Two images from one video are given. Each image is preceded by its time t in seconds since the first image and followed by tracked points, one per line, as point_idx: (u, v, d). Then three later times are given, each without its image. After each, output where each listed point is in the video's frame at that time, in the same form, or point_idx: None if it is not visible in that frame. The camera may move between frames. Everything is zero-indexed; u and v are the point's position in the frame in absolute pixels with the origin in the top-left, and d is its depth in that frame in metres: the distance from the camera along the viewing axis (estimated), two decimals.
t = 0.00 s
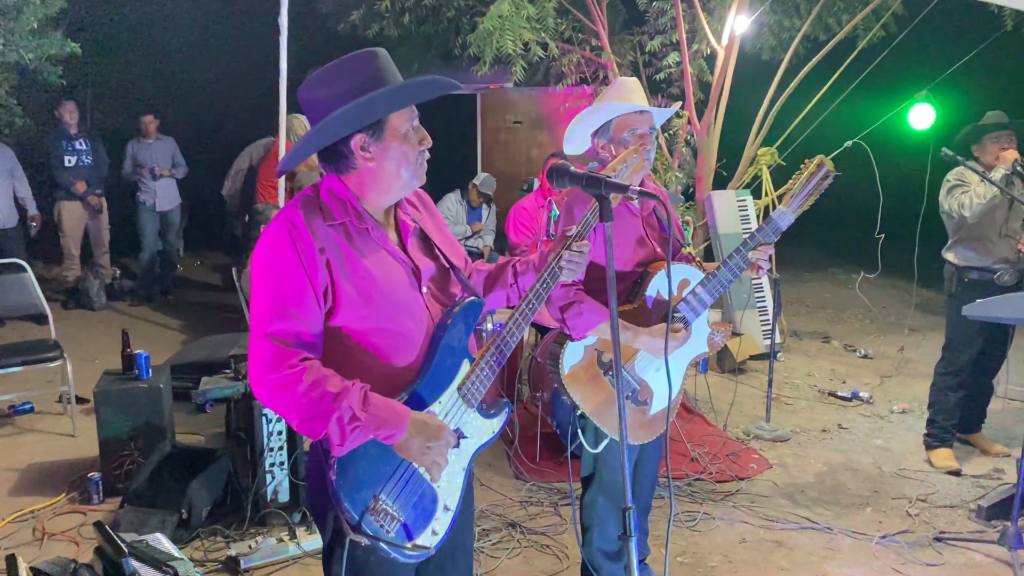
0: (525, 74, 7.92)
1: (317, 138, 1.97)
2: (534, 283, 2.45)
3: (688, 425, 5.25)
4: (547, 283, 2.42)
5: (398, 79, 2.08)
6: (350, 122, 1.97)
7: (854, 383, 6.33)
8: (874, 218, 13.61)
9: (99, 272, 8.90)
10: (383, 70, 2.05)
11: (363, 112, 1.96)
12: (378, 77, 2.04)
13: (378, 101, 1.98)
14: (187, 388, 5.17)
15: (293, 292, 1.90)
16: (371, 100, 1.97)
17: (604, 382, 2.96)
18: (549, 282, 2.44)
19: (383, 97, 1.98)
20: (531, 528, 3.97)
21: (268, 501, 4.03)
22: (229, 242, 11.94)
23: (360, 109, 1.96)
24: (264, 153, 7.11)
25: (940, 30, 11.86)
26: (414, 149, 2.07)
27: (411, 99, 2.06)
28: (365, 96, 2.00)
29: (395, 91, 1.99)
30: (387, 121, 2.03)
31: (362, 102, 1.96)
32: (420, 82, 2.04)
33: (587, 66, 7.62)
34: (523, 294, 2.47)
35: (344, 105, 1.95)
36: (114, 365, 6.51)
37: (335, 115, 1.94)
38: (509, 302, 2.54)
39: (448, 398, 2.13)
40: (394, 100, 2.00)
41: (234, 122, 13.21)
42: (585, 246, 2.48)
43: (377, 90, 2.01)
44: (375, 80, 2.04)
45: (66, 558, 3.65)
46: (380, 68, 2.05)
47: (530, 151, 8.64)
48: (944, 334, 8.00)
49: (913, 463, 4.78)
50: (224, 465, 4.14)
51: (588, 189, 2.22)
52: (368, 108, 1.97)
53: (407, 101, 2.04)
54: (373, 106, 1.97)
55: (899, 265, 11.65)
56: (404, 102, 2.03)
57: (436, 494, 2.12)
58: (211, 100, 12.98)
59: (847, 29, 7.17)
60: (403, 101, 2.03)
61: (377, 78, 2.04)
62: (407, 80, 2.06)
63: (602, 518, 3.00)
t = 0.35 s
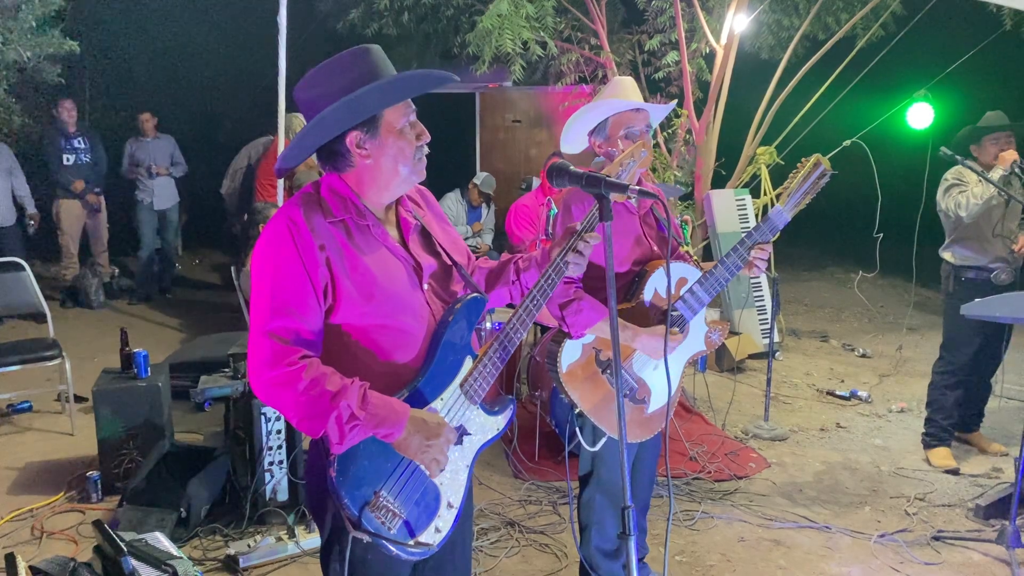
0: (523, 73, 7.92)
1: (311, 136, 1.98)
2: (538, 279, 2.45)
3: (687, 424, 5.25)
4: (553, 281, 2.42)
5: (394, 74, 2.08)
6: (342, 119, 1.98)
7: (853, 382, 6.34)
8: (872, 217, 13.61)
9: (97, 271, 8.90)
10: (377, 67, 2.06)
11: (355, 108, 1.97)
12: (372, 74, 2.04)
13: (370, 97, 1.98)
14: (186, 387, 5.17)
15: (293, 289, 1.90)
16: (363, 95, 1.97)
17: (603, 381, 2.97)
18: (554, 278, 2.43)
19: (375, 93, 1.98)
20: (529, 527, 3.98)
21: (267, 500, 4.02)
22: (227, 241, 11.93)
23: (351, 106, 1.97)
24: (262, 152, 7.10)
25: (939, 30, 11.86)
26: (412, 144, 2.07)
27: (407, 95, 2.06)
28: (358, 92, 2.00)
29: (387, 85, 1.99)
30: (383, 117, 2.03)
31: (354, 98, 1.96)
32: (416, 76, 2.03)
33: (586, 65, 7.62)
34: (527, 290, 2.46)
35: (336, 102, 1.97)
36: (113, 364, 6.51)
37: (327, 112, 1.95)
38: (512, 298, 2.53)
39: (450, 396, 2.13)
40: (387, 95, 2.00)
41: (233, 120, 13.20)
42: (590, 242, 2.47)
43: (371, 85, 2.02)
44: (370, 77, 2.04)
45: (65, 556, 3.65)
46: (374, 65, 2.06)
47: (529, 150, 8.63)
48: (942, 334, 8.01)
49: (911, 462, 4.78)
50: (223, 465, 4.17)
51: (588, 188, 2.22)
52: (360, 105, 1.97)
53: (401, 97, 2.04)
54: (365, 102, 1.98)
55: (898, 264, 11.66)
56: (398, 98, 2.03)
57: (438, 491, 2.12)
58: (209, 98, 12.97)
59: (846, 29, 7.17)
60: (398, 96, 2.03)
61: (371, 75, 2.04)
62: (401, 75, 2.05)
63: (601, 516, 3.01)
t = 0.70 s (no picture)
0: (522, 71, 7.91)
1: (309, 134, 1.99)
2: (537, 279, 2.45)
3: (686, 423, 5.25)
4: (554, 280, 2.41)
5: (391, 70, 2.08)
6: (339, 116, 1.98)
7: (852, 381, 6.35)
8: (871, 216, 13.62)
9: (96, 269, 8.88)
10: (374, 64, 2.06)
11: (351, 104, 1.97)
12: (369, 70, 2.04)
13: (367, 93, 1.97)
14: (185, 386, 5.16)
15: (292, 289, 1.91)
16: (358, 91, 1.97)
17: (601, 379, 2.97)
18: (555, 277, 2.43)
19: (371, 88, 1.98)
20: (528, 525, 3.98)
21: (267, 499, 4.02)
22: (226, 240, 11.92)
23: (348, 103, 1.97)
24: (261, 151, 7.10)
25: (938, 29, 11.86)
26: (409, 142, 2.07)
27: (403, 91, 2.06)
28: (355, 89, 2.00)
29: (382, 81, 1.99)
30: (380, 114, 2.03)
31: (350, 94, 1.96)
32: (412, 71, 2.02)
33: (585, 64, 7.61)
34: (525, 290, 2.46)
35: (333, 100, 1.97)
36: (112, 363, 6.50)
37: (324, 110, 1.96)
38: (512, 300, 2.54)
39: (451, 394, 2.13)
40: (384, 91, 2.00)
41: (231, 119, 13.18)
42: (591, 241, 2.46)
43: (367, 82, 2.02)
44: (367, 73, 2.04)
45: (64, 555, 3.64)
46: (371, 62, 2.06)
47: (528, 149, 8.62)
48: (941, 333, 8.02)
49: (910, 460, 4.79)
50: (221, 464, 4.12)
51: (587, 187, 2.22)
52: (356, 101, 1.97)
53: (398, 93, 2.04)
54: (362, 99, 1.98)
55: (896, 263, 11.66)
56: (394, 95, 2.03)
57: (439, 490, 2.12)
58: (208, 97, 12.95)
59: (845, 28, 7.17)
60: (394, 93, 2.03)
61: (368, 71, 2.04)
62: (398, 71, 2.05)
63: (600, 515, 3.02)
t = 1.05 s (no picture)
0: (521, 70, 7.91)
1: (302, 132, 2.01)
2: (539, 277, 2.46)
3: (684, 422, 5.25)
4: (554, 278, 2.40)
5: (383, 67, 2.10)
6: (331, 114, 2.01)
7: (850, 380, 6.35)
8: (870, 216, 13.62)
9: (95, 269, 8.87)
10: (367, 61, 2.07)
11: (342, 101, 1.99)
12: (361, 68, 2.05)
13: (356, 91, 2.00)
14: (183, 385, 5.16)
15: (290, 286, 1.92)
16: (349, 88, 1.99)
17: (600, 378, 2.97)
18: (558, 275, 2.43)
19: (361, 86, 2.00)
20: (527, 524, 3.98)
21: (265, 498, 4.03)
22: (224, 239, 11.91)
23: (339, 101, 2.00)
24: (260, 150, 7.09)
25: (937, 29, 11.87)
26: (404, 139, 2.07)
27: (395, 88, 2.07)
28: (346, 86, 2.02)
29: (372, 78, 2.01)
30: (373, 112, 2.05)
31: (341, 92, 1.98)
32: (403, 68, 2.04)
33: (584, 63, 7.61)
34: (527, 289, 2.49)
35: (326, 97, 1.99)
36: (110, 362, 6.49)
37: (316, 107, 1.97)
38: (514, 299, 2.55)
39: (453, 390, 2.14)
40: (375, 88, 2.03)
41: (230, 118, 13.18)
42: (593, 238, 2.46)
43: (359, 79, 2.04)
44: (360, 71, 2.06)
45: (62, 555, 3.64)
46: (364, 59, 2.07)
47: (526, 148, 8.60)
48: (940, 331, 8.02)
49: (908, 459, 4.79)
50: (220, 462, 4.11)
51: (586, 186, 2.22)
52: (349, 98, 2.00)
53: (389, 90, 2.06)
54: (353, 96, 2.00)
55: (895, 262, 11.66)
56: (386, 92, 2.05)
57: (442, 486, 2.12)
58: (207, 96, 12.94)
59: (843, 27, 7.17)
60: (386, 90, 2.05)
61: (361, 69, 2.06)
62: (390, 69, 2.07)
63: (599, 514, 3.02)
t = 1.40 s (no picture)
0: (519, 68, 7.90)
1: (305, 127, 2.02)
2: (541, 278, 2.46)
3: (682, 421, 5.25)
4: (556, 279, 2.42)
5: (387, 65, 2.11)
6: (333, 111, 2.02)
7: (848, 378, 6.35)
8: (868, 215, 13.62)
9: (93, 268, 8.87)
10: (371, 59, 2.07)
11: (344, 96, 2.00)
12: (364, 65, 2.06)
13: (358, 89, 2.01)
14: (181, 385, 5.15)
15: (291, 282, 1.92)
16: (351, 84, 2.01)
17: (596, 378, 2.97)
18: (558, 277, 2.43)
19: (362, 83, 2.01)
20: (525, 524, 3.97)
21: (263, 497, 4.02)
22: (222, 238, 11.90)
23: (340, 98, 2.01)
24: (257, 149, 7.08)
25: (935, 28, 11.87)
26: (406, 138, 2.08)
27: (398, 86, 2.08)
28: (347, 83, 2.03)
29: (374, 74, 2.02)
30: (375, 109, 2.06)
31: (344, 88, 2.00)
32: (406, 66, 2.05)
33: (582, 62, 7.61)
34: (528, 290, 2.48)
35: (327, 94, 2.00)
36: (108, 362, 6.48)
37: (316, 103, 1.99)
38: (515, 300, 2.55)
39: (451, 390, 2.14)
40: (377, 86, 2.04)
41: (228, 117, 13.17)
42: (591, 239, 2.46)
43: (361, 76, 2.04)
44: (362, 68, 2.06)
45: (59, 555, 3.64)
46: (367, 56, 2.08)
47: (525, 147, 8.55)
48: (937, 330, 8.03)
49: (906, 458, 4.79)
50: (219, 461, 4.06)
51: (583, 185, 2.22)
52: (350, 95, 2.01)
53: (391, 88, 2.07)
54: (354, 93, 2.01)
55: (893, 261, 11.66)
56: (388, 90, 2.06)
57: (438, 487, 2.13)
58: (204, 95, 12.93)
59: (841, 26, 7.18)
60: (389, 87, 2.06)
61: (364, 66, 2.06)
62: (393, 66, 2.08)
63: (596, 513, 3.02)
